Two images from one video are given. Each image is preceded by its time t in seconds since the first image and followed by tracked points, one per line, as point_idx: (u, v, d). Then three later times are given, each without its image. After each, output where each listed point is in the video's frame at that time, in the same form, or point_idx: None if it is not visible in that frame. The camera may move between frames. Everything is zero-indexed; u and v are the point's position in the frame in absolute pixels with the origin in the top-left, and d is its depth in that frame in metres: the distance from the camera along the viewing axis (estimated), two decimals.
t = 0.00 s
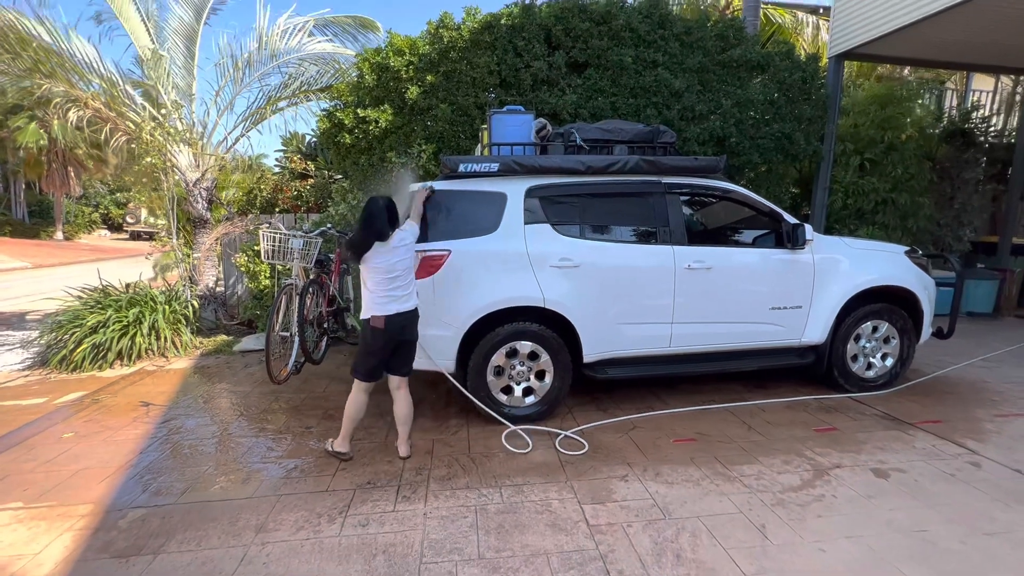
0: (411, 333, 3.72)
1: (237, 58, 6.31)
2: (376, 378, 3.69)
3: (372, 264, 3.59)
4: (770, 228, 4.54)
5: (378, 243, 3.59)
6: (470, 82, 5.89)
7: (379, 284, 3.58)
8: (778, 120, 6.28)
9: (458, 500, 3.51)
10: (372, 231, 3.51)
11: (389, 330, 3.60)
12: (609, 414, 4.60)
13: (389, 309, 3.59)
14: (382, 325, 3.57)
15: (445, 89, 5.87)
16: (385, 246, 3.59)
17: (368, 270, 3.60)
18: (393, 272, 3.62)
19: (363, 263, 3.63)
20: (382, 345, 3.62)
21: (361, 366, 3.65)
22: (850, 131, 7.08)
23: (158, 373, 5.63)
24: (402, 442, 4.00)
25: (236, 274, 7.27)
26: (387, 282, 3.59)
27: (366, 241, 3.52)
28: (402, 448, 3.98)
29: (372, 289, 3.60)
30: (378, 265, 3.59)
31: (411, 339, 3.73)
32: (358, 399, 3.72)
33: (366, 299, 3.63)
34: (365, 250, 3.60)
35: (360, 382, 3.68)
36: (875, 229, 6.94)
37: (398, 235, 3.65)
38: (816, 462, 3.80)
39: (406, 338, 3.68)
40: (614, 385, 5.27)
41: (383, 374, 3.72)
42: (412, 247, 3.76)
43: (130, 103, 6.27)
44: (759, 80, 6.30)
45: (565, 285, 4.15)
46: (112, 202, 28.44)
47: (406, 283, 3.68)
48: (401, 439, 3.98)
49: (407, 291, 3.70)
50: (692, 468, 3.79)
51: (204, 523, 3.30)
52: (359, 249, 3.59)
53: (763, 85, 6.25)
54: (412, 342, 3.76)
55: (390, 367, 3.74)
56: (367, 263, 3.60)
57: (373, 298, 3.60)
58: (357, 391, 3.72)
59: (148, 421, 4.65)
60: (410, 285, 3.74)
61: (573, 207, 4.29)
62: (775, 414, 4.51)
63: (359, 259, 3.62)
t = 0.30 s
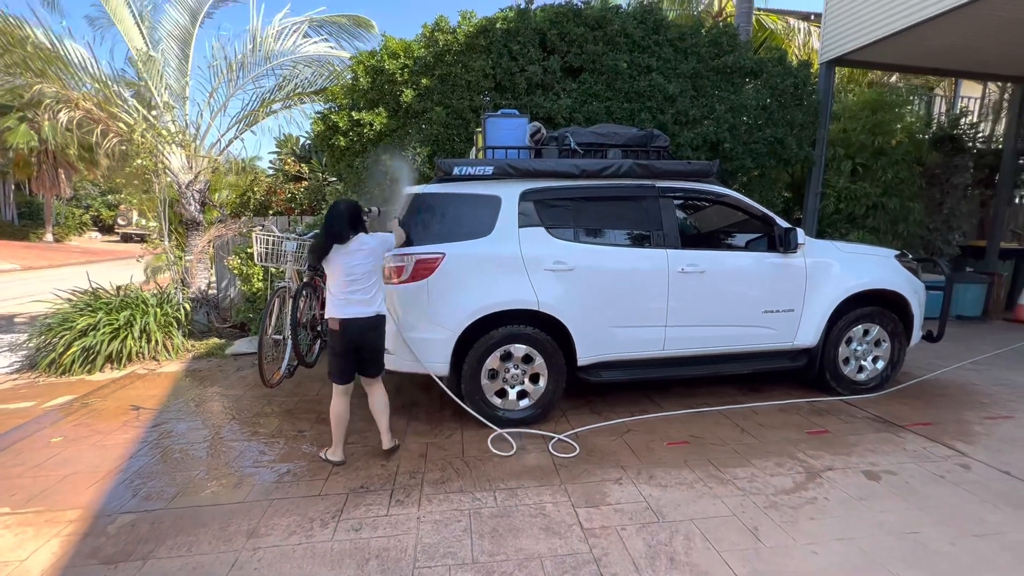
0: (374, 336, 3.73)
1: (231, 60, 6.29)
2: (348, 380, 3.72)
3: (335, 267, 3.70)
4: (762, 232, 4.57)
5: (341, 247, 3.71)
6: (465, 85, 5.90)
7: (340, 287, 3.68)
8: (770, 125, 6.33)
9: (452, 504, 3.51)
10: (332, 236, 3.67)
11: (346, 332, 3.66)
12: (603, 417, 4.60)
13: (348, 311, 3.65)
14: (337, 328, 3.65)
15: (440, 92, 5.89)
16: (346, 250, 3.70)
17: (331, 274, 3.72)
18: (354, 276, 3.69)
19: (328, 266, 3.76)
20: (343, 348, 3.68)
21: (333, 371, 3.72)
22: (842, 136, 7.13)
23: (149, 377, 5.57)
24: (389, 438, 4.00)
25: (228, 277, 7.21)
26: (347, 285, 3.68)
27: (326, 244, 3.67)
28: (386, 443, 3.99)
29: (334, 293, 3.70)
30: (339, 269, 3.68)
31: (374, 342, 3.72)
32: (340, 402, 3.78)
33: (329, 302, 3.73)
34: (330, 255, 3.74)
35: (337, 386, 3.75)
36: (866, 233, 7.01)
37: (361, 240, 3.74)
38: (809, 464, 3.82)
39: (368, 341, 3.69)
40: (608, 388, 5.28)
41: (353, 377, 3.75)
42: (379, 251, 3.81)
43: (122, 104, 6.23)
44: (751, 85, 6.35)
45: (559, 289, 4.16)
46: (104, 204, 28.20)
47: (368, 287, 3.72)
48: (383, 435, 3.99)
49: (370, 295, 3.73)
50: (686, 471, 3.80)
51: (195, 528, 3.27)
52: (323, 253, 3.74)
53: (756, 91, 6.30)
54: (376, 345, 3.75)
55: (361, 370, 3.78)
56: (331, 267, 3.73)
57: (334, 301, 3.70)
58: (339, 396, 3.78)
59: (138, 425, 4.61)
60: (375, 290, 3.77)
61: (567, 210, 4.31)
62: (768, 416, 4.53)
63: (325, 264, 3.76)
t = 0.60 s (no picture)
0: (361, 338, 3.73)
1: (221, 61, 6.24)
2: (335, 383, 3.70)
3: (319, 269, 3.70)
4: (751, 236, 4.61)
5: (324, 249, 3.72)
6: (456, 88, 5.90)
7: (325, 288, 3.66)
8: (759, 131, 6.41)
9: (442, 509, 3.49)
10: (315, 238, 3.69)
11: (334, 334, 3.63)
12: (594, 421, 4.61)
13: (336, 311, 3.63)
14: (325, 329, 3.62)
15: (431, 95, 5.89)
16: (330, 251, 3.70)
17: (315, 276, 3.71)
18: (340, 276, 3.68)
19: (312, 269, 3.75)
20: (331, 350, 3.65)
21: (318, 373, 3.68)
22: (828, 142, 7.21)
23: (134, 381, 5.49)
24: (353, 437, 4.11)
25: (216, 280, 7.18)
26: (333, 286, 3.66)
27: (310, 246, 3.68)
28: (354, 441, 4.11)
29: (320, 294, 3.68)
30: (324, 270, 3.68)
31: (362, 344, 3.72)
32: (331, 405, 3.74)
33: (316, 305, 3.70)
34: (313, 257, 3.75)
35: (323, 389, 3.72)
36: (852, 238, 7.10)
37: (346, 241, 3.76)
38: (797, 467, 3.85)
39: (356, 343, 3.69)
40: (598, 391, 5.29)
41: (340, 379, 3.73)
42: (363, 251, 3.82)
43: (109, 104, 6.14)
44: (740, 92, 6.42)
45: (550, 292, 4.17)
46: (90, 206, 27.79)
47: (355, 286, 3.72)
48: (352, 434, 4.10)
49: (357, 295, 3.73)
50: (676, 474, 3.82)
51: (180, 535, 3.23)
52: (306, 256, 3.74)
53: (745, 97, 6.37)
54: (363, 346, 3.75)
55: (347, 371, 3.76)
56: (315, 269, 3.73)
57: (321, 302, 3.68)
58: (326, 398, 3.75)
59: (123, 431, 4.54)
60: (362, 290, 3.77)
61: (559, 214, 4.32)
62: (757, 419, 4.56)
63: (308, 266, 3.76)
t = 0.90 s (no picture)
0: (357, 339, 3.73)
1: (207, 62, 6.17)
2: (327, 385, 3.68)
3: (308, 273, 3.69)
4: (737, 241, 4.67)
5: (310, 254, 3.72)
6: (445, 92, 5.90)
7: (318, 291, 3.65)
8: (744, 138, 6.51)
9: (432, 514, 3.47)
10: (300, 245, 3.69)
11: (331, 334, 3.62)
12: (583, 425, 4.62)
13: (331, 312, 3.62)
14: (323, 329, 3.60)
15: (420, 99, 5.88)
16: (316, 254, 3.70)
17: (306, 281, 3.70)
18: (330, 277, 3.68)
19: (301, 275, 3.74)
20: (327, 350, 3.64)
21: (312, 374, 3.65)
22: (811, 149, 7.32)
23: (114, 387, 5.37)
24: (343, 442, 4.06)
25: (200, 284, 6.93)
26: (326, 287, 3.65)
27: (295, 251, 3.68)
28: (341, 447, 4.06)
29: (312, 298, 3.67)
30: (313, 274, 3.67)
31: (357, 345, 3.73)
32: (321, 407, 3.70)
33: (310, 309, 3.68)
34: (299, 262, 3.74)
35: (314, 391, 3.68)
36: (835, 243, 7.21)
37: (332, 244, 3.78)
38: (784, 469, 3.90)
39: (352, 344, 3.69)
40: (587, 395, 5.30)
41: (333, 380, 3.72)
42: (349, 252, 3.84)
43: (91, 105, 6.02)
44: (726, 99, 6.51)
45: (540, 296, 4.18)
46: (68, 208, 27.20)
47: (346, 286, 3.72)
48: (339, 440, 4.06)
49: (350, 294, 3.74)
50: (665, 477, 3.84)
51: (163, 545, 3.16)
52: (293, 263, 3.74)
53: (730, 104, 6.47)
54: (358, 348, 3.75)
55: (341, 372, 3.75)
56: (303, 275, 3.72)
57: (315, 306, 3.66)
58: (317, 399, 3.72)
59: (103, 438, 4.44)
60: (354, 289, 3.78)
61: (548, 219, 4.34)
62: (744, 422, 4.61)
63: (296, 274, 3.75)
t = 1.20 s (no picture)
0: (348, 343, 3.70)
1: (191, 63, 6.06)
2: (316, 389, 3.65)
3: (303, 275, 3.69)
4: (722, 247, 4.75)
5: (307, 257, 3.71)
6: (434, 97, 5.89)
7: (312, 292, 3.64)
8: (728, 146, 6.63)
9: (422, 521, 3.45)
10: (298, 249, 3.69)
11: (321, 337, 3.60)
12: (572, 429, 4.64)
13: (324, 315, 3.60)
14: (312, 332, 3.57)
15: (409, 103, 5.87)
16: (313, 257, 3.69)
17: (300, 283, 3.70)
18: (325, 280, 3.67)
19: (296, 277, 3.73)
20: (317, 353, 3.61)
21: (301, 378, 3.62)
22: (793, 158, 7.44)
23: (92, 394, 5.23)
24: (329, 449, 4.02)
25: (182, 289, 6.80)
26: (320, 289, 3.65)
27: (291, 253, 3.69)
28: (328, 454, 4.01)
29: (307, 300, 3.66)
30: (308, 275, 3.67)
31: (347, 349, 3.69)
32: (309, 412, 3.66)
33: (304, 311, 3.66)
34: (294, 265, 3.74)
35: (303, 395, 3.65)
36: (816, 250, 7.35)
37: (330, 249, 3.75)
38: (769, 471, 3.97)
39: (343, 347, 3.66)
40: (575, 400, 5.33)
41: (323, 384, 3.69)
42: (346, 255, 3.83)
43: (69, 104, 5.88)
44: (710, 107, 6.62)
45: (530, 301, 4.19)
46: (40, 209, 26.51)
47: (341, 288, 3.71)
48: (326, 446, 4.01)
49: (345, 297, 3.72)
50: (654, 481, 3.88)
51: (147, 556, 3.09)
52: (289, 264, 3.75)
53: (715, 113, 6.58)
54: (349, 352, 3.72)
55: (331, 377, 3.73)
56: (298, 276, 3.72)
57: (308, 308, 3.65)
58: (306, 403, 3.69)
59: (81, 446, 4.32)
60: (349, 292, 3.76)
61: (538, 224, 4.36)
62: (730, 426, 4.68)
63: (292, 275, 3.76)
